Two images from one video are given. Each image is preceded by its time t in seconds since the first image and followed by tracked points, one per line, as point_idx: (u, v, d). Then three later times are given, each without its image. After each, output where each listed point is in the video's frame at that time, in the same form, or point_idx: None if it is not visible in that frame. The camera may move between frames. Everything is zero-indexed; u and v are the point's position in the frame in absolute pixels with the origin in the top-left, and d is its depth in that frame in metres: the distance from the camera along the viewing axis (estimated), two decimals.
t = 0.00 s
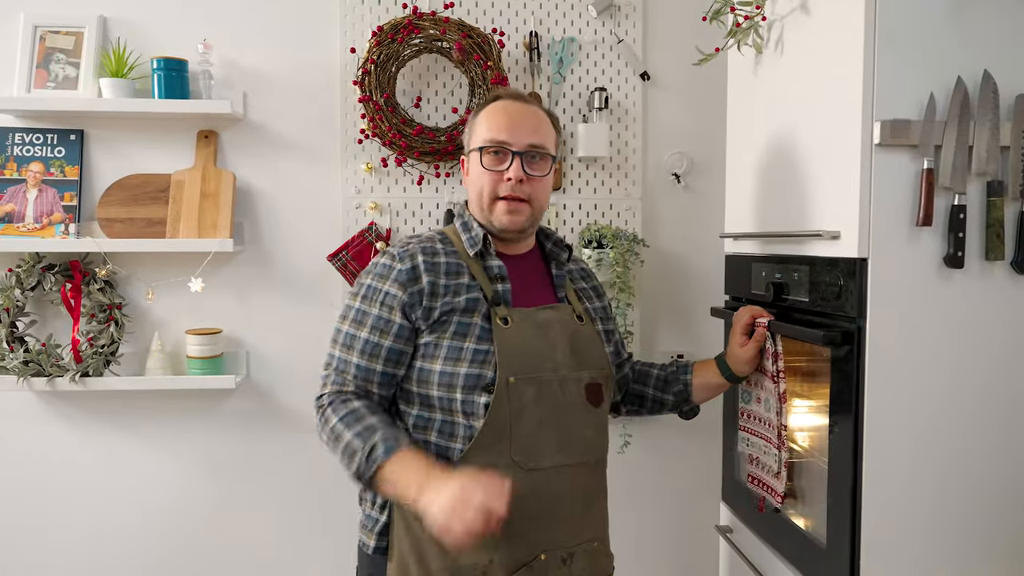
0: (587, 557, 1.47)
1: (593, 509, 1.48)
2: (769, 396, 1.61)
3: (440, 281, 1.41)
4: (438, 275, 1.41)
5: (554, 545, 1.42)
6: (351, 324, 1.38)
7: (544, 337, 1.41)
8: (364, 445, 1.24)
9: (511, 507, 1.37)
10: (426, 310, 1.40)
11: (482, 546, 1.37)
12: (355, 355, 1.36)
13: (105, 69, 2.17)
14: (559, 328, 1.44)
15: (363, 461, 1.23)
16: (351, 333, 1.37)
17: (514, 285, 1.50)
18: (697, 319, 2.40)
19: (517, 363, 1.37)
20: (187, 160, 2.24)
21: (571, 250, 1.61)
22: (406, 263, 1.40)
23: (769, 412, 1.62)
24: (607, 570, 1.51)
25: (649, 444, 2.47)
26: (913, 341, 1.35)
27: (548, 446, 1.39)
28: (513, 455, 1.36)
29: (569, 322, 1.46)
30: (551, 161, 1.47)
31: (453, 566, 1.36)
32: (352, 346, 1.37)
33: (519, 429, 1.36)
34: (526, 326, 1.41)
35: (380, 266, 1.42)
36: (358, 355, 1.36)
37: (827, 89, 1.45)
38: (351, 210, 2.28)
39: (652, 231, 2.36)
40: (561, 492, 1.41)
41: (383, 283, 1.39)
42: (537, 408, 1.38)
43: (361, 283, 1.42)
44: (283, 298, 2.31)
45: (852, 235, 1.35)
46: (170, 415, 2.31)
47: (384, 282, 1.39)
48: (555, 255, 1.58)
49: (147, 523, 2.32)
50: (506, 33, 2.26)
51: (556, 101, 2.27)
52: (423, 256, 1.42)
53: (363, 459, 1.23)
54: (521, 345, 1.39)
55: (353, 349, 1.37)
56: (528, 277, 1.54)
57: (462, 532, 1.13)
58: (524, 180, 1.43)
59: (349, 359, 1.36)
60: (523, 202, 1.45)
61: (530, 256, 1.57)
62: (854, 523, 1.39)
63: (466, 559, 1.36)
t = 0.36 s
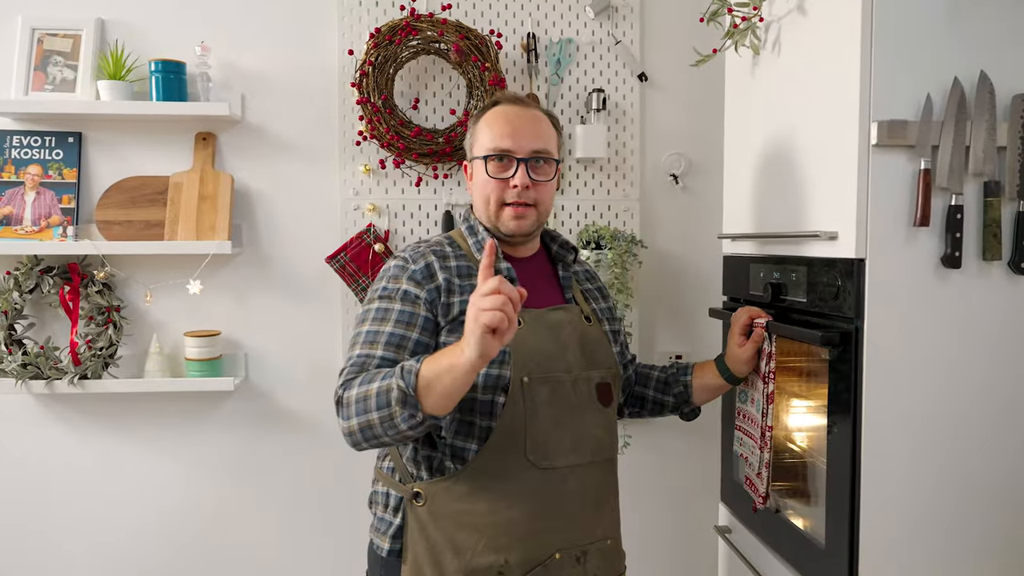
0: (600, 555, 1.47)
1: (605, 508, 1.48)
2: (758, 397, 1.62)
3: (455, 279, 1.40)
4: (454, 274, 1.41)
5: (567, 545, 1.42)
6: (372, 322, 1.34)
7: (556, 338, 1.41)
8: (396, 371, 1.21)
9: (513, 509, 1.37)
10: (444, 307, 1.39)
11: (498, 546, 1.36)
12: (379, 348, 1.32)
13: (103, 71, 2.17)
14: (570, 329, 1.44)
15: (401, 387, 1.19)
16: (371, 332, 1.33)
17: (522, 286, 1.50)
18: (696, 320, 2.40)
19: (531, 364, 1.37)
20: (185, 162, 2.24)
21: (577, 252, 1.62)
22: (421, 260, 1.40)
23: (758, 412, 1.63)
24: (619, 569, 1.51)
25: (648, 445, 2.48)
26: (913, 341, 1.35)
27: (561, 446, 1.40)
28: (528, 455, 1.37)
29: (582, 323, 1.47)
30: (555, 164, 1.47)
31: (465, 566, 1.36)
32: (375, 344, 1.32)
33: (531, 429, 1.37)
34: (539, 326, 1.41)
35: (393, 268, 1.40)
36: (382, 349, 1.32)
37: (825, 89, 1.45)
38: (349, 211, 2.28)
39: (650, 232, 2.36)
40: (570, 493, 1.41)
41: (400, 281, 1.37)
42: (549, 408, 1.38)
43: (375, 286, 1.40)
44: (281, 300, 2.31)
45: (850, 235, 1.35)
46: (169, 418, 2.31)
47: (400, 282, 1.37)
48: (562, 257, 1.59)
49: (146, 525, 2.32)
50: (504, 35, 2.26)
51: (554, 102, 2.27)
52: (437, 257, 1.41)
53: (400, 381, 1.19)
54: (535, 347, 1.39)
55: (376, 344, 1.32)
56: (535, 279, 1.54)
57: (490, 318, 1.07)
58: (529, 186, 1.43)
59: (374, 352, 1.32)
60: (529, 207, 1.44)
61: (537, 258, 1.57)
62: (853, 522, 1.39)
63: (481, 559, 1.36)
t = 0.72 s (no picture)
0: (599, 558, 1.48)
1: (604, 510, 1.49)
2: (753, 400, 1.62)
3: (457, 283, 1.39)
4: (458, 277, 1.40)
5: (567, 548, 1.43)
6: (370, 326, 1.35)
7: (554, 342, 1.42)
8: (404, 438, 1.26)
9: (508, 511, 1.37)
10: (446, 313, 1.38)
11: (500, 550, 1.36)
12: (374, 357, 1.33)
13: (98, 74, 2.17)
14: (569, 333, 1.44)
15: (403, 453, 1.26)
16: (367, 337, 1.34)
17: (524, 290, 1.50)
18: (692, 322, 2.40)
19: (531, 367, 1.38)
20: (180, 165, 2.24)
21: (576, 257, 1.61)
22: (425, 263, 1.38)
23: (752, 415, 1.63)
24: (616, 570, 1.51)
25: (645, 446, 2.48)
26: (906, 341, 1.35)
27: (561, 449, 1.40)
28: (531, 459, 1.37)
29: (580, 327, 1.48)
30: (551, 160, 1.48)
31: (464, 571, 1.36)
32: (370, 352, 1.33)
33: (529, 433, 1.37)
34: (537, 329, 1.41)
35: (399, 266, 1.39)
36: (377, 358, 1.33)
37: (819, 91, 1.45)
38: (344, 213, 2.28)
39: (646, 234, 2.37)
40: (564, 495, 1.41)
41: (404, 284, 1.36)
42: (547, 412, 1.38)
43: (379, 284, 1.39)
44: (277, 303, 2.30)
45: (843, 237, 1.36)
46: (164, 421, 2.30)
47: (405, 284, 1.36)
48: (559, 263, 1.59)
49: (142, 528, 2.32)
50: (499, 37, 2.26)
51: (549, 104, 2.28)
52: (443, 260, 1.39)
53: (405, 452, 1.26)
54: (534, 351, 1.39)
55: (371, 352, 1.33)
56: (533, 282, 1.54)
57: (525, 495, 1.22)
58: (529, 180, 1.43)
59: (368, 360, 1.33)
60: (529, 202, 1.45)
61: (535, 262, 1.57)
62: (848, 524, 1.39)
63: (484, 565, 1.36)
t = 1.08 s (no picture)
0: (589, 556, 1.47)
1: (595, 505, 1.49)
2: (747, 400, 1.62)
3: (433, 292, 1.40)
4: (433, 284, 1.40)
5: (561, 547, 1.42)
6: (355, 346, 1.35)
7: (537, 340, 1.41)
8: (413, 441, 1.25)
9: (501, 511, 1.37)
10: (425, 322, 1.39)
11: (490, 552, 1.36)
12: (366, 374, 1.33)
13: (92, 74, 2.16)
14: (551, 331, 1.44)
15: (416, 458, 1.25)
16: (354, 358, 1.35)
17: (502, 291, 1.50)
18: (686, 322, 2.40)
19: (516, 368, 1.38)
20: (175, 165, 2.24)
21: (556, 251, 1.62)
22: (401, 275, 1.39)
23: (746, 416, 1.63)
24: (609, 569, 1.51)
25: (640, 446, 2.48)
26: (903, 342, 1.35)
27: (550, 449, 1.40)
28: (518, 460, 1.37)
29: (563, 326, 1.48)
30: (524, 159, 1.47)
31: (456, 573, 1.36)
32: (360, 370, 1.34)
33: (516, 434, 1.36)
34: (517, 329, 1.41)
35: (375, 283, 1.40)
36: (369, 375, 1.33)
37: (813, 92, 1.45)
38: (339, 214, 2.28)
39: (641, 235, 2.37)
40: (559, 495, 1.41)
41: (383, 298, 1.37)
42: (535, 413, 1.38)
43: (357, 303, 1.39)
44: (272, 303, 2.30)
45: (837, 238, 1.36)
46: (158, 421, 2.30)
47: (383, 300, 1.37)
48: (539, 258, 1.59)
49: (136, 529, 2.31)
50: (494, 37, 2.26)
51: (544, 105, 2.28)
52: (416, 270, 1.40)
53: (417, 455, 1.24)
54: (517, 350, 1.39)
55: (362, 370, 1.34)
56: (515, 282, 1.54)
57: (545, 460, 1.19)
58: (500, 180, 1.43)
59: (361, 378, 1.33)
60: (501, 203, 1.44)
61: (514, 259, 1.57)
62: (842, 525, 1.39)
63: (472, 566, 1.36)
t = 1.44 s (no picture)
0: (578, 556, 1.47)
1: (582, 507, 1.48)
2: (747, 400, 1.62)
3: (425, 292, 1.40)
4: (425, 283, 1.40)
5: (553, 548, 1.43)
6: (366, 340, 1.30)
7: (523, 340, 1.42)
8: (438, 416, 1.19)
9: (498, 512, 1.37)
10: (422, 319, 1.38)
11: (476, 554, 1.36)
12: (383, 366, 1.29)
13: (90, 74, 2.16)
14: (537, 331, 1.44)
15: (445, 433, 1.18)
16: (366, 351, 1.29)
17: (491, 290, 1.50)
18: (683, 322, 2.40)
19: (500, 369, 1.38)
20: (172, 165, 2.23)
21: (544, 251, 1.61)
22: (396, 274, 1.38)
23: (746, 416, 1.62)
24: (599, 569, 1.52)
25: (638, 446, 2.48)
26: (901, 343, 1.35)
27: (537, 449, 1.39)
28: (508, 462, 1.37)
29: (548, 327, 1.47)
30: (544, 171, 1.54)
31: None
32: (377, 362, 1.29)
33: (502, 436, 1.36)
34: (503, 330, 1.41)
35: (371, 280, 1.37)
36: (386, 366, 1.29)
37: (812, 92, 1.45)
38: (337, 214, 2.27)
39: (639, 235, 2.37)
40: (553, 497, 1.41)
41: (384, 293, 1.35)
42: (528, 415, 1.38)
43: (356, 301, 1.35)
44: (270, 304, 2.30)
45: (836, 239, 1.36)
46: (156, 422, 2.29)
47: (384, 295, 1.34)
48: (526, 257, 1.59)
49: (134, 530, 2.31)
50: (493, 38, 2.26)
51: (542, 105, 2.28)
52: (408, 268, 1.40)
53: (445, 429, 1.19)
54: (503, 352, 1.39)
55: (378, 362, 1.29)
56: (500, 282, 1.54)
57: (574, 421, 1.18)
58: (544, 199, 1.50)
59: (377, 371, 1.28)
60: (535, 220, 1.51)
61: (502, 259, 1.57)
62: (841, 526, 1.39)
63: (457, 568, 1.36)
